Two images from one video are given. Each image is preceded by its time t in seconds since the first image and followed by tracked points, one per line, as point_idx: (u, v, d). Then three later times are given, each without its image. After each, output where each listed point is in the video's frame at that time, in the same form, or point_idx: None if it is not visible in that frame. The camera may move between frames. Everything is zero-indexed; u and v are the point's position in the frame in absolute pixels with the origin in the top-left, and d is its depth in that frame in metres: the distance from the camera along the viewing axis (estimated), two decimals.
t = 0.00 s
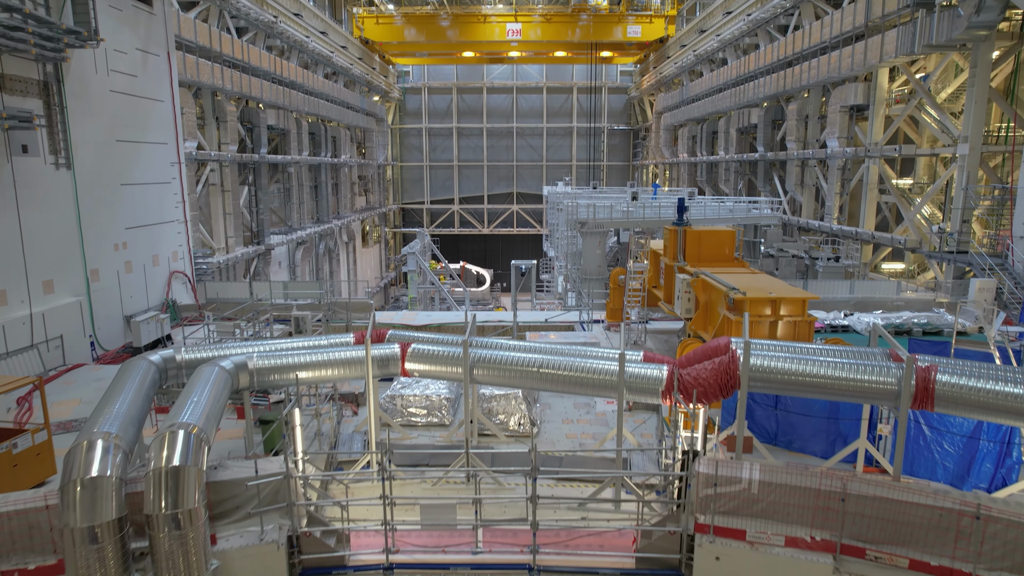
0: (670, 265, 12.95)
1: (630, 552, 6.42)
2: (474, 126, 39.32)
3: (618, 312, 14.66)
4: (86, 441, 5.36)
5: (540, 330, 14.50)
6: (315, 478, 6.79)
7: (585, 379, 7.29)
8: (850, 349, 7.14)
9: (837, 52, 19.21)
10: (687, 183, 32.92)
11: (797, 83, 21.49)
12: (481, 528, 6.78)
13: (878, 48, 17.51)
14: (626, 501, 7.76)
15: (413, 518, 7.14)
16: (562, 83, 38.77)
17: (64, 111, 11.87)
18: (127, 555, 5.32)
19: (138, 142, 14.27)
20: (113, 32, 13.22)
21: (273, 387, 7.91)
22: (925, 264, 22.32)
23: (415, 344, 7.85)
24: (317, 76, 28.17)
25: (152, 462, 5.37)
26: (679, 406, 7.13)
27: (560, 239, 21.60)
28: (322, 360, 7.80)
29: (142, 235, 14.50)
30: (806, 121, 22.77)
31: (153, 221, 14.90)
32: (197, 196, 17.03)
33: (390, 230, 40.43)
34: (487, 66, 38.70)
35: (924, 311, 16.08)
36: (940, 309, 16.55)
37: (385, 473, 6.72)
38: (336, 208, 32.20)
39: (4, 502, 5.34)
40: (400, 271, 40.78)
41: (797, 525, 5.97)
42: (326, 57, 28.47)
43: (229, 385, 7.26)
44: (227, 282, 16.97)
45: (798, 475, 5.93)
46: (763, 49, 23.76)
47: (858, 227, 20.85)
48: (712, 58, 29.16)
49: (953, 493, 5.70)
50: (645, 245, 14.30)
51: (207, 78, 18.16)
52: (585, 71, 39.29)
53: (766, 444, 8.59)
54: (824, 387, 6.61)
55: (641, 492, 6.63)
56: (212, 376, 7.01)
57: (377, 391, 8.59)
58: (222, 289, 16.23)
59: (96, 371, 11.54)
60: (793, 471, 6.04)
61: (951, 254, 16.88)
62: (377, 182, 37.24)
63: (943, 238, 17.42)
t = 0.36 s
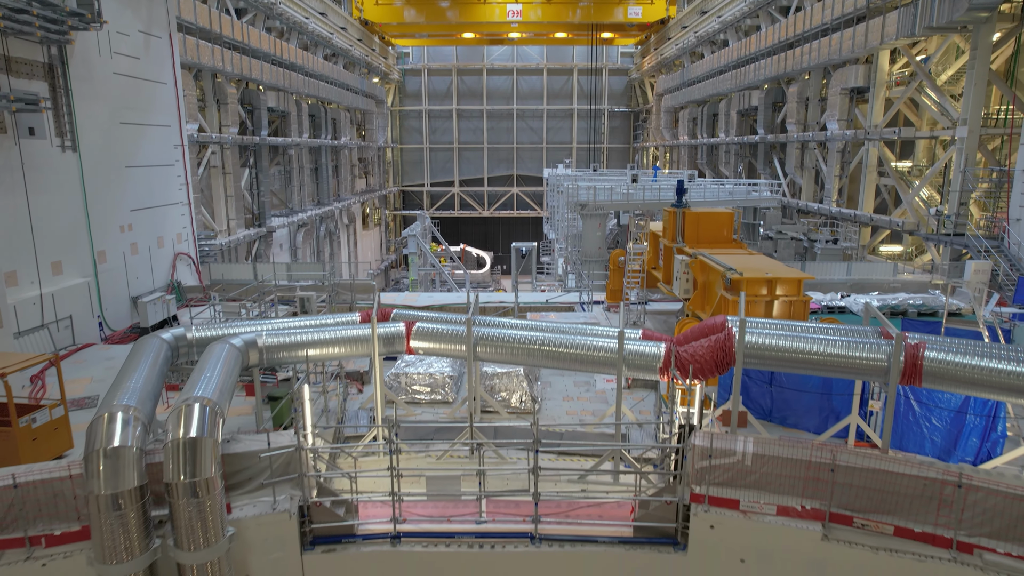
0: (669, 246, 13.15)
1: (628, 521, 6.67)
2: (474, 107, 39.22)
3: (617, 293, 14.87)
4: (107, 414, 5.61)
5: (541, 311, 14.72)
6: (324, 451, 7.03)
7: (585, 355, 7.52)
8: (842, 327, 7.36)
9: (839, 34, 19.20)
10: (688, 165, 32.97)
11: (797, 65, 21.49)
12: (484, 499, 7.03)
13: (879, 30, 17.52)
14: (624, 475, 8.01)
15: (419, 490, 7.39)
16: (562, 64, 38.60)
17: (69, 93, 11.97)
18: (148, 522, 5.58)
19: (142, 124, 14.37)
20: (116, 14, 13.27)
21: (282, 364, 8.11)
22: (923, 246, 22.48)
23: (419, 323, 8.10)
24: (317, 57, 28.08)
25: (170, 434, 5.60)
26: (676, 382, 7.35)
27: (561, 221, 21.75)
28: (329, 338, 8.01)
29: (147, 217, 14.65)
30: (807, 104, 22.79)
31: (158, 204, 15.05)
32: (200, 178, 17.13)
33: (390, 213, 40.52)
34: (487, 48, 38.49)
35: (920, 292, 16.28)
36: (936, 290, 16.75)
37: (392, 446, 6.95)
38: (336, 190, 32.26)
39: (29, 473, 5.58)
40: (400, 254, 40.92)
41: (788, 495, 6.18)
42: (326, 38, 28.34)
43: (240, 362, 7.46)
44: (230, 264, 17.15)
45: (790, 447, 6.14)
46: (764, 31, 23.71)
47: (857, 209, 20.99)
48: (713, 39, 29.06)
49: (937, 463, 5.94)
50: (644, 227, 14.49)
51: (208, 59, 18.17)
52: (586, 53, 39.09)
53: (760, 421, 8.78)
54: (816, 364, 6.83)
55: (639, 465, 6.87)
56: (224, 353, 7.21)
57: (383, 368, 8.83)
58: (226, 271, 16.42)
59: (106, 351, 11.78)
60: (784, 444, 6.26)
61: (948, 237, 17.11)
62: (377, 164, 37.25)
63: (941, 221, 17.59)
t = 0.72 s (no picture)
0: (668, 225, 13.35)
1: (626, 489, 6.92)
2: (474, 87, 39.05)
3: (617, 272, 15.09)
4: (127, 384, 5.86)
5: (541, 290, 14.93)
6: (333, 422, 7.29)
7: (585, 331, 7.78)
8: (835, 303, 7.58)
9: (840, 13, 19.16)
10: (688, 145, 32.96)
11: (798, 45, 21.46)
12: (488, 468, 7.29)
13: (880, 9, 17.50)
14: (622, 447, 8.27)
15: (424, 460, 7.66)
16: (563, 43, 38.35)
17: (74, 74, 12.05)
18: (168, 488, 5.86)
19: (145, 105, 14.46)
20: None
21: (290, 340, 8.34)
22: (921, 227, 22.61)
23: (423, 300, 8.32)
24: (316, 36, 27.95)
25: (187, 404, 5.85)
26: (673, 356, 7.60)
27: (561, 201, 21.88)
28: (336, 314, 8.24)
29: (152, 197, 14.81)
30: (807, 84, 22.79)
31: (162, 183, 15.19)
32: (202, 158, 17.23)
33: (390, 193, 40.55)
34: (487, 26, 38.22)
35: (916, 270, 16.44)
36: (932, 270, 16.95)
37: (399, 417, 7.20)
38: (336, 170, 32.29)
39: (56, 440, 5.88)
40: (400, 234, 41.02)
41: (780, 463, 6.43)
42: (325, 16, 28.17)
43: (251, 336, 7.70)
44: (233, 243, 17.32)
45: (781, 418, 6.40)
46: (766, 10, 23.61)
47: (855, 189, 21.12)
48: (715, 18, 28.89)
49: (921, 433, 6.22)
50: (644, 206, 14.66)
51: (207, 39, 18.15)
52: (586, 31, 38.80)
53: (755, 395, 9.07)
54: (808, 338, 7.07)
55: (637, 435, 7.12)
56: (235, 328, 7.46)
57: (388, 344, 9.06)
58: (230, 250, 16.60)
59: (115, 328, 12.01)
60: (776, 415, 6.52)
61: (946, 217, 17.32)
62: (377, 144, 37.22)
63: (938, 201, 17.77)
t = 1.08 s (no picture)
0: (667, 206, 13.55)
1: (624, 460, 7.16)
2: (474, 67, 38.88)
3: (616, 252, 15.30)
4: (144, 358, 6.08)
5: (542, 269, 15.14)
6: (340, 396, 7.53)
7: (585, 308, 8.01)
8: (828, 280, 7.81)
9: None
10: (689, 126, 32.96)
11: (799, 25, 21.43)
12: (490, 440, 7.53)
13: None
14: (621, 420, 8.53)
15: (429, 432, 7.91)
16: (563, 23, 38.10)
17: (78, 55, 12.17)
18: (185, 457, 6.12)
19: (148, 86, 14.54)
20: None
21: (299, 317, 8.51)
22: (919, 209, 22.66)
23: (428, 278, 8.54)
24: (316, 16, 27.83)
25: (202, 376, 6.08)
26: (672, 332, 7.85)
27: (561, 182, 22.02)
28: (343, 291, 8.44)
29: (156, 177, 14.95)
30: (808, 64, 22.79)
31: (166, 164, 15.33)
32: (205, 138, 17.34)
33: (390, 174, 40.59)
34: (487, 6, 37.96)
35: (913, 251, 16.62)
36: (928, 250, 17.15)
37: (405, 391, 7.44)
38: (336, 151, 32.30)
39: (76, 411, 6.17)
40: (400, 215, 41.12)
41: (772, 434, 6.68)
42: None
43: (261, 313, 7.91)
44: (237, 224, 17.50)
45: (773, 391, 6.65)
46: None
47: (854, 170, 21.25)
48: None
49: (907, 406, 6.53)
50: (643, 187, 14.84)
51: (207, 19, 18.13)
52: (587, 11, 38.52)
53: (751, 370, 9.39)
54: (802, 314, 7.31)
55: (634, 408, 7.36)
56: (245, 304, 7.66)
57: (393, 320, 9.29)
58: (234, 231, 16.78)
59: (123, 307, 12.24)
60: (768, 389, 6.79)
61: (943, 198, 17.57)
62: (377, 125, 37.20)
63: (936, 182, 17.98)
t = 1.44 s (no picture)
0: (665, 184, 13.74)
1: (622, 429, 7.41)
2: (473, 46, 38.65)
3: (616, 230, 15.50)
4: (160, 330, 6.31)
5: (542, 248, 15.35)
6: (348, 367, 7.78)
7: (585, 283, 8.25)
8: (821, 256, 8.03)
9: None
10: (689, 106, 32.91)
11: (801, 4, 21.37)
12: (492, 410, 7.79)
13: None
14: (619, 392, 8.79)
15: (433, 403, 8.17)
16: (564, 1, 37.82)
17: (82, 34, 12.24)
18: (200, 424, 6.38)
19: (151, 66, 14.61)
20: None
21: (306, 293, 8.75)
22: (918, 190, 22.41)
23: (431, 254, 8.76)
24: None
25: (217, 346, 6.31)
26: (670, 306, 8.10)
27: (561, 161, 22.13)
28: (349, 267, 8.68)
29: (160, 156, 15.08)
30: (808, 43, 22.77)
31: (169, 144, 15.45)
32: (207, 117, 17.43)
33: (390, 154, 40.58)
34: None
35: (909, 229, 16.80)
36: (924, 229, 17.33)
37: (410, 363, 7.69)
38: (336, 131, 32.28)
39: (96, 380, 6.52)
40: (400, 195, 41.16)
41: (764, 403, 6.94)
42: None
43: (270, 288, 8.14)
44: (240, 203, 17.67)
45: (766, 362, 6.90)
46: None
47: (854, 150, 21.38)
48: None
49: (893, 377, 6.83)
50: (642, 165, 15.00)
51: None
52: None
53: (746, 345, 9.66)
54: (795, 288, 7.55)
55: (632, 379, 7.61)
56: (255, 279, 7.88)
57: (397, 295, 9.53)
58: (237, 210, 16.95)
59: (131, 284, 12.46)
60: (761, 361, 7.06)
61: (941, 177, 17.79)
62: (377, 105, 37.12)
63: (935, 162, 18.17)
